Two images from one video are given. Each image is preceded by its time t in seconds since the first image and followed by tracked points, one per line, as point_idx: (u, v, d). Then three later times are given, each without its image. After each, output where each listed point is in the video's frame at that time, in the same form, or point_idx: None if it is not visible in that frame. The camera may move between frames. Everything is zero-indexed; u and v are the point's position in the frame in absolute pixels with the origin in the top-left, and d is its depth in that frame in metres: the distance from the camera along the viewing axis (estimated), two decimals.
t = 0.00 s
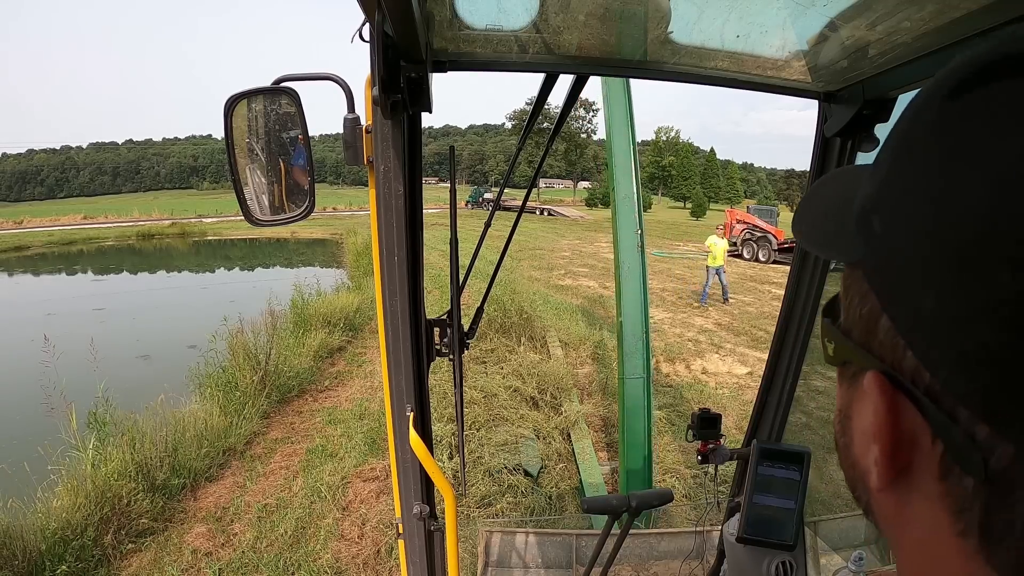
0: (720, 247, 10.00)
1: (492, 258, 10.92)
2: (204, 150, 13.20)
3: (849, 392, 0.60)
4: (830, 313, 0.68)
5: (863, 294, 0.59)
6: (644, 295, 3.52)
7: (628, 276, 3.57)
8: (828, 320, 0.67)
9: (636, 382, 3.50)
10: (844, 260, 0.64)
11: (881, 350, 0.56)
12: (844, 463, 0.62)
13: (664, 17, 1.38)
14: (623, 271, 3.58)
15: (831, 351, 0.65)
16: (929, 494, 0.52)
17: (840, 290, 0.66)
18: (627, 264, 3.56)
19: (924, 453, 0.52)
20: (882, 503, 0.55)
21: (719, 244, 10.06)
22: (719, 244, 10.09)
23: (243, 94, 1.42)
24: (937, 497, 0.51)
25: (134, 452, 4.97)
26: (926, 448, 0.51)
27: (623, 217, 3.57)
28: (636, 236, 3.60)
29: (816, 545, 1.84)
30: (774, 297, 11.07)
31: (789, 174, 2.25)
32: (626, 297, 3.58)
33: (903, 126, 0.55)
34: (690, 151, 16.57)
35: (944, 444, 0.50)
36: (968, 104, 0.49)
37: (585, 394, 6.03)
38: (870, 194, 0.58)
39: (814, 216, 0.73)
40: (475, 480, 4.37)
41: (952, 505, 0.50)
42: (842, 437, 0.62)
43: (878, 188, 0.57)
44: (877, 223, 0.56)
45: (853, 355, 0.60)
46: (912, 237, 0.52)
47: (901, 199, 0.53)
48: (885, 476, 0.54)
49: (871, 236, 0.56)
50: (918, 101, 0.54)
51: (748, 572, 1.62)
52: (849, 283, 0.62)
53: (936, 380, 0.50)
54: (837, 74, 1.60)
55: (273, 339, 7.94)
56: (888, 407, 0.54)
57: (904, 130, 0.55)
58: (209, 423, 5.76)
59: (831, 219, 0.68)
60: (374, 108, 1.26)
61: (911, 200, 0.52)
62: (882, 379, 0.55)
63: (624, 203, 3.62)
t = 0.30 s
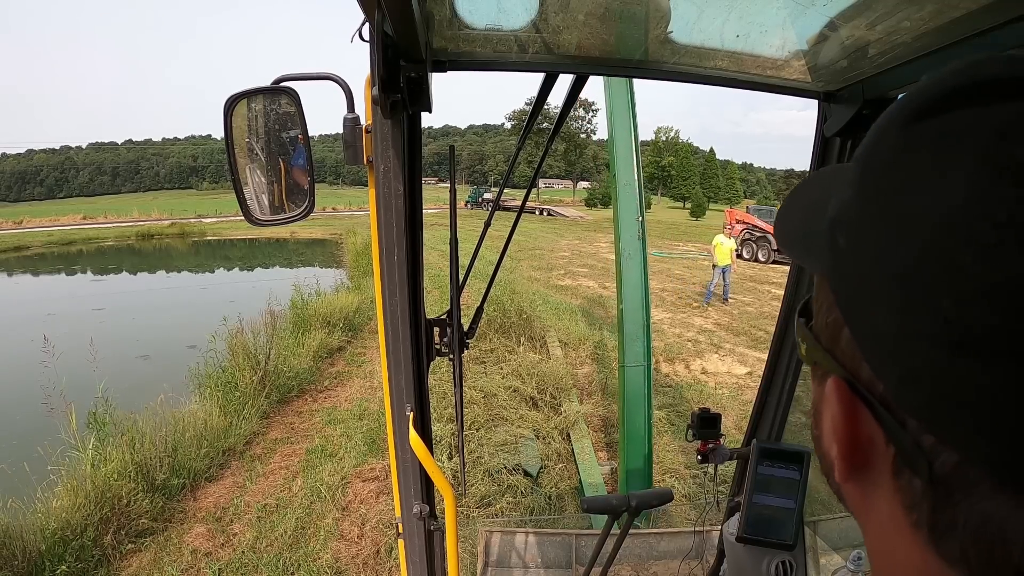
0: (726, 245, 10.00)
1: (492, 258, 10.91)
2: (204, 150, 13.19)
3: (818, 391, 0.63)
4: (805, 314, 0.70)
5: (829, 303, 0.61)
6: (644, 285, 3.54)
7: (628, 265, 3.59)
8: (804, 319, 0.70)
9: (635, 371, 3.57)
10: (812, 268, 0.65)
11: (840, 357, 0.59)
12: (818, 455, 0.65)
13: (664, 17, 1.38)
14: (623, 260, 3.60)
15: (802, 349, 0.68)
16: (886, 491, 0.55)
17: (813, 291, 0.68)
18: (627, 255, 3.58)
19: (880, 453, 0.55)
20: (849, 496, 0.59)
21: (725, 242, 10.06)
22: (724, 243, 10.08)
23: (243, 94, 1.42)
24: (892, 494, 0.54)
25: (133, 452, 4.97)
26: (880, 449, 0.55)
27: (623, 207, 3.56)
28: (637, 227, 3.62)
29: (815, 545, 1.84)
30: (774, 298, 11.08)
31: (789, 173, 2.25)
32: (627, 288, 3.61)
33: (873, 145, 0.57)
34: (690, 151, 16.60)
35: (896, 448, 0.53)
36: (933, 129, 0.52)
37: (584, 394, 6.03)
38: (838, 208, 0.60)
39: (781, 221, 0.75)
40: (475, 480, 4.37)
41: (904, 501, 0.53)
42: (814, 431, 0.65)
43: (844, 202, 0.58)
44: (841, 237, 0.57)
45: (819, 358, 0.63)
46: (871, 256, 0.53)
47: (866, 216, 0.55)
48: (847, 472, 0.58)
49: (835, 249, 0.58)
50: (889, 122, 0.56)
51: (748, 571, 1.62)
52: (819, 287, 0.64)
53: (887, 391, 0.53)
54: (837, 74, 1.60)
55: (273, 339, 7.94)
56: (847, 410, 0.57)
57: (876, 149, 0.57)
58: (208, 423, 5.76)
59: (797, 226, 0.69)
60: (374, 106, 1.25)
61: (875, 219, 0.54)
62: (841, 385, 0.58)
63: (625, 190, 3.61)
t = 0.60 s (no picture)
0: (731, 246, 10.03)
1: (491, 258, 10.92)
2: (203, 150, 13.19)
3: (858, 379, 0.60)
4: (847, 291, 0.67)
5: (877, 283, 0.58)
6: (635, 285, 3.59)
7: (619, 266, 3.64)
8: (844, 300, 0.67)
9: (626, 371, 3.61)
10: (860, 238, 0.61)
11: (891, 345, 0.55)
12: (847, 438, 0.63)
13: (664, 17, 1.38)
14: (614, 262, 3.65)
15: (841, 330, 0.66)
16: (921, 494, 0.53)
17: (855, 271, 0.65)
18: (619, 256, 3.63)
19: (924, 453, 0.53)
20: (878, 491, 0.58)
21: (730, 243, 10.10)
22: (730, 243, 10.13)
23: (242, 94, 1.42)
24: (932, 498, 0.52)
25: (133, 453, 4.96)
26: (928, 449, 0.52)
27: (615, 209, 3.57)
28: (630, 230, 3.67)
29: (816, 545, 1.84)
30: (773, 298, 11.08)
31: (788, 174, 2.25)
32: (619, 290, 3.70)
33: (937, 109, 0.51)
34: (689, 152, 16.61)
35: (945, 451, 0.51)
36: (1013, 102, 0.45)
37: (583, 394, 6.03)
38: (891, 178, 0.55)
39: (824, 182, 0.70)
40: (474, 480, 4.38)
41: (946, 508, 0.51)
42: (847, 417, 0.63)
43: (904, 175, 0.53)
44: (898, 214, 0.53)
45: (863, 343, 0.59)
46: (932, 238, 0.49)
47: (926, 191, 0.50)
48: (885, 468, 0.56)
49: (890, 225, 0.54)
50: (961, 85, 0.50)
51: (748, 572, 1.61)
52: (864, 267, 0.61)
53: (943, 390, 0.50)
54: (837, 74, 1.60)
55: (272, 339, 7.94)
56: (894, 403, 0.54)
57: (936, 115, 0.51)
58: (208, 423, 5.76)
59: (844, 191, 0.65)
60: (373, 107, 1.25)
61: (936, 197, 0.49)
62: (889, 376, 0.55)
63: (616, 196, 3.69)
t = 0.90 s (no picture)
0: (729, 245, 10.00)
1: (489, 258, 10.91)
2: (201, 151, 13.16)
3: (875, 366, 0.57)
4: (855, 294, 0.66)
5: (890, 263, 0.56)
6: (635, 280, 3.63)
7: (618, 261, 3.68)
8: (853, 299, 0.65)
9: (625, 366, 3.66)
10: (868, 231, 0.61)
11: (909, 320, 0.53)
12: (863, 440, 0.59)
13: (662, 17, 1.38)
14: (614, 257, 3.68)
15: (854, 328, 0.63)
16: (952, 472, 0.49)
17: (862, 268, 0.64)
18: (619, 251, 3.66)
19: (953, 424, 0.49)
20: (900, 485, 0.53)
21: (728, 241, 10.04)
22: (728, 241, 10.07)
23: (241, 94, 1.41)
24: (962, 472, 0.49)
25: (130, 453, 4.96)
26: (956, 418, 0.49)
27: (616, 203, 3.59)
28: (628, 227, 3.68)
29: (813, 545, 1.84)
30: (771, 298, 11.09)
31: (785, 174, 2.26)
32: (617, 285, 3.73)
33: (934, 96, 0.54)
34: (686, 152, 16.61)
35: (976, 411, 0.48)
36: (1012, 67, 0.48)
37: (581, 394, 6.03)
38: (897, 165, 0.57)
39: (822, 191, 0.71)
40: (472, 479, 4.38)
41: (978, 479, 0.48)
42: (860, 421, 0.60)
43: (910, 156, 0.55)
44: (909, 189, 0.54)
45: (879, 331, 0.57)
46: (951, 198, 0.50)
47: (938, 169, 0.51)
48: (914, 451, 0.52)
49: (900, 205, 0.54)
50: (956, 70, 0.53)
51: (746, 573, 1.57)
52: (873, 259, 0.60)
53: (971, 343, 0.48)
54: (835, 74, 1.60)
55: (270, 340, 7.92)
56: (919, 374, 0.51)
57: (937, 97, 0.54)
58: (205, 424, 5.75)
59: (844, 195, 0.66)
60: (373, 107, 1.25)
61: (950, 175, 0.50)
62: (911, 348, 0.52)
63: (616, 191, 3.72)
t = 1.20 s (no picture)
0: (725, 244, 10.02)
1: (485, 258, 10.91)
2: (196, 151, 13.13)
3: (929, 368, 0.56)
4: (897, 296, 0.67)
5: (941, 255, 0.56)
6: (636, 270, 3.62)
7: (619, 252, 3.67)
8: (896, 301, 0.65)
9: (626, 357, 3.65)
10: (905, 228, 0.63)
11: (969, 311, 0.52)
12: (916, 449, 0.57)
13: (663, 17, 1.38)
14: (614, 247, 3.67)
15: (897, 332, 0.63)
16: None
17: (905, 267, 0.64)
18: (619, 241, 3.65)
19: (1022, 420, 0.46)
20: (962, 491, 0.50)
21: (725, 241, 10.06)
22: (725, 241, 10.09)
23: (243, 95, 1.41)
24: None
25: (125, 454, 4.94)
26: None
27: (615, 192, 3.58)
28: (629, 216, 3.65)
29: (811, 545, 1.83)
30: (767, 297, 11.12)
31: (783, 174, 2.27)
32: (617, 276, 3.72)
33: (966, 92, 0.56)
34: (682, 152, 16.63)
35: None
36: None
37: (578, 394, 6.03)
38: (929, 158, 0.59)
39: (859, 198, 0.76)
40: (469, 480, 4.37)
41: None
42: (912, 428, 0.58)
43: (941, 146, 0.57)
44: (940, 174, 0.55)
45: (933, 330, 0.57)
46: (981, 177, 0.51)
47: (969, 153, 0.53)
48: (978, 452, 0.48)
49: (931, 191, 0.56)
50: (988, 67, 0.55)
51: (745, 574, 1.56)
52: (919, 256, 0.60)
53: None
54: (836, 74, 1.61)
55: (266, 341, 7.90)
56: (987, 365, 0.49)
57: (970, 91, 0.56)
58: (201, 425, 5.72)
59: (873, 198, 0.70)
60: (374, 107, 1.25)
61: (981, 159, 0.51)
62: (976, 337, 0.50)
63: (616, 182, 3.71)
